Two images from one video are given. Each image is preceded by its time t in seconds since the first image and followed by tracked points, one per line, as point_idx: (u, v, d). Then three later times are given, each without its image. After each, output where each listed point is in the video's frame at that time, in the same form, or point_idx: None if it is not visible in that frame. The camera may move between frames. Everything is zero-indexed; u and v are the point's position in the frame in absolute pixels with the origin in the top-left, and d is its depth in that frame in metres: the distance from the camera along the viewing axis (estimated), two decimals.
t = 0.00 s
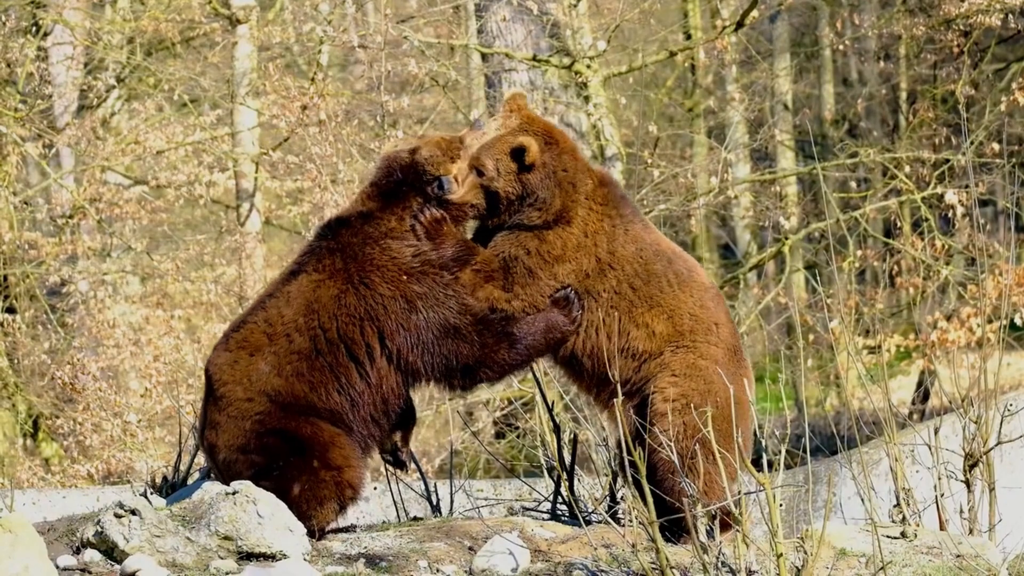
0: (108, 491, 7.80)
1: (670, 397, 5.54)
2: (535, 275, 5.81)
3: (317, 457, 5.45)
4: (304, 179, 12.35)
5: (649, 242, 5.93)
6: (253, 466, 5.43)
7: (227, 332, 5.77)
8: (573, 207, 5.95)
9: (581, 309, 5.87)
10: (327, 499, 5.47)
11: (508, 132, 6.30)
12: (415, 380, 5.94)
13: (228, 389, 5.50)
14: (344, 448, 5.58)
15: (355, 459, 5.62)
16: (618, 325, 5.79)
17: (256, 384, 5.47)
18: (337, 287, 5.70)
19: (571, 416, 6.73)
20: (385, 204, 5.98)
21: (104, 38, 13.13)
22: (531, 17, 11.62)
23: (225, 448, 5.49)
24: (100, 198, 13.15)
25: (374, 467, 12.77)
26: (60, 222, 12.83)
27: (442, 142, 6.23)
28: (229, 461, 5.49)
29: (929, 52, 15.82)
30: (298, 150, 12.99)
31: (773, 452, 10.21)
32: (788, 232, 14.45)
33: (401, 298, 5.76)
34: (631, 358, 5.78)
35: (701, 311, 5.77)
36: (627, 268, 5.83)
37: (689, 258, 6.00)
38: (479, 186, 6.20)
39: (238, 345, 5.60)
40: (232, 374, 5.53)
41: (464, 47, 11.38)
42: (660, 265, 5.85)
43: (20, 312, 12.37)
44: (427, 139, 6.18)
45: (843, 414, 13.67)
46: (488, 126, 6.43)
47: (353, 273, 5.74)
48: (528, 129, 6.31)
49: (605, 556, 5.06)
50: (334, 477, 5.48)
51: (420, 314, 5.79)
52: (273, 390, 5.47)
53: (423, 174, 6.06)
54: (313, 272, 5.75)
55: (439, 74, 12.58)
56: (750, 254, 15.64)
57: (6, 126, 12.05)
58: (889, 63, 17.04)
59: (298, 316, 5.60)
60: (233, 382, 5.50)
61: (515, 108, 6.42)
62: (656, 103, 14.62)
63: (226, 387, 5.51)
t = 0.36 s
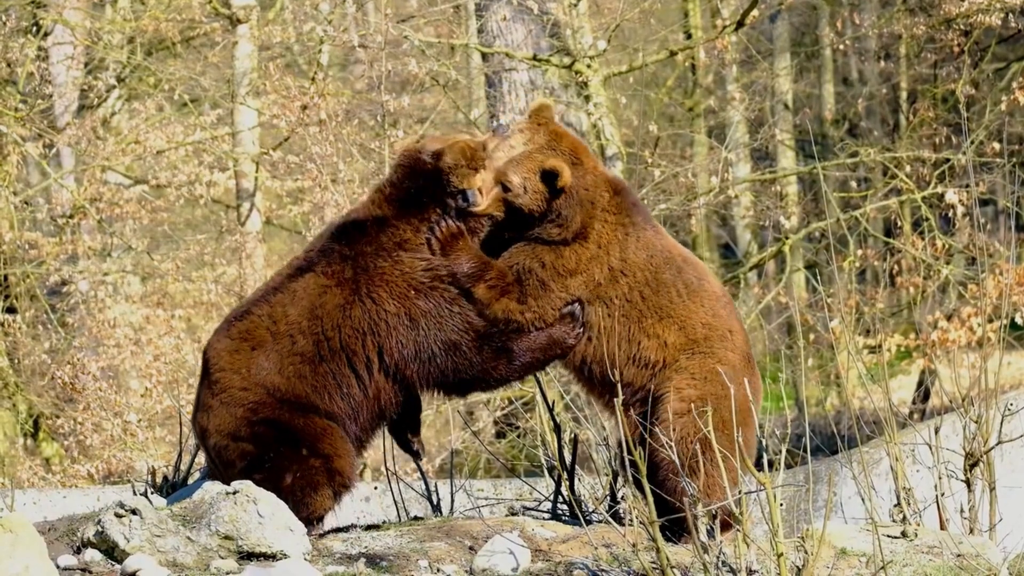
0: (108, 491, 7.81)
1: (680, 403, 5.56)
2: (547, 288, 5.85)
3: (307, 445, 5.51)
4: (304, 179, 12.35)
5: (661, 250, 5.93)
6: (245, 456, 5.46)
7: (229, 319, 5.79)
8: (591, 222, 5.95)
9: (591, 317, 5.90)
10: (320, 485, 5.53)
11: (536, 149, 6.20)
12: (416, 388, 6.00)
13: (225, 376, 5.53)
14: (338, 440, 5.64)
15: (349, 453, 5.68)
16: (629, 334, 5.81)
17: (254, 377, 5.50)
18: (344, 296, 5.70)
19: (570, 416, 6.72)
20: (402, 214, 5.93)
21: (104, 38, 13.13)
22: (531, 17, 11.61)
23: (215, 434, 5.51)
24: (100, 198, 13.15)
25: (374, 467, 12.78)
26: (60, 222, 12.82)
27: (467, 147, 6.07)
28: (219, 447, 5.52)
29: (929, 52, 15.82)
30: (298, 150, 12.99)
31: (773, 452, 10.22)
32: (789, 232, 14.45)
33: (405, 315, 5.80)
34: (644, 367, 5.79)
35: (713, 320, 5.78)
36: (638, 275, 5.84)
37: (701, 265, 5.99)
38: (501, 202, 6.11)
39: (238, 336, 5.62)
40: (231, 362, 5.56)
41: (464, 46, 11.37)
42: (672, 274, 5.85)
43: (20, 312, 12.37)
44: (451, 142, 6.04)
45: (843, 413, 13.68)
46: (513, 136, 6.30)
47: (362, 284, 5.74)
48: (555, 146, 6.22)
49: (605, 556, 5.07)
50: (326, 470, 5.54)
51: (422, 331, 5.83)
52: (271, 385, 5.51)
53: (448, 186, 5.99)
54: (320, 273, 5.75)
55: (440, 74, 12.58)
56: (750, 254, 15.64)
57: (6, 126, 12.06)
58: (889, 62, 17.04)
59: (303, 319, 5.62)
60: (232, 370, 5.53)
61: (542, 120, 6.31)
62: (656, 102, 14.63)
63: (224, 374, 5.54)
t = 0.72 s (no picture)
0: (108, 491, 7.81)
1: (686, 405, 5.56)
2: (551, 299, 5.84)
3: (300, 442, 5.57)
4: (304, 178, 12.35)
5: (671, 253, 5.96)
6: (239, 451, 5.50)
7: (228, 312, 5.84)
8: (603, 232, 5.93)
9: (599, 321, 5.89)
10: (314, 480, 5.62)
11: (553, 167, 6.16)
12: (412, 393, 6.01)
13: (221, 370, 5.59)
14: (332, 435, 5.71)
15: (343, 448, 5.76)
16: (637, 338, 5.80)
17: (251, 373, 5.56)
18: (343, 302, 5.72)
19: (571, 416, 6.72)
20: (410, 223, 5.89)
21: (104, 38, 13.13)
22: (531, 17, 11.60)
23: (209, 427, 5.56)
24: (100, 198, 13.15)
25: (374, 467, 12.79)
26: (60, 222, 12.82)
27: (485, 158, 6.05)
28: (213, 440, 5.57)
29: (929, 52, 15.82)
30: (298, 150, 12.99)
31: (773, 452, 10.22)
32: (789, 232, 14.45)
33: (402, 323, 5.79)
34: (653, 371, 5.78)
35: (722, 322, 5.79)
36: (649, 279, 5.85)
37: (711, 270, 6.02)
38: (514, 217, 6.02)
39: (237, 330, 5.67)
40: (227, 358, 5.61)
41: (465, 46, 11.36)
42: (682, 277, 5.87)
43: (20, 312, 12.38)
44: (467, 149, 6.02)
45: (843, 413, 13.69)
46: (530, 150, 6.26)
47: (362, 291, 5.74)
48: (571, 163, 6.17)
49: (605, 556, 5.07)
50: (320, 468, 5.63)
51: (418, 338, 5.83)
52: (268, 382, 5.55)
53: (464, 202, 5.94)
54: (323, 274, 5.77)
55: (440, 74, 12.57)
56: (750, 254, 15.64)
57: (6, 126, 12.07)
58: (889, 62, 17.04)
59: (302, 320, 5.65)
60: (228, 366, 5.59)
61: (558, 135, 6.23)
62: (656, 102, 14.63)
63: (220, 368, 5.60)
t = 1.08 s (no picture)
0: (108, 491, 7.81)
1: (692, 402, 5.58)
2: (554, 305, 5.90)
3: (293, 438, 5.57)
4: (304, 178, 12.34)
5: (681, 252, 6.03)
6: (233, 444, 5.48)
7: (224, 303, 5.82)
8: (614, 236, 6.00)
9: (605, 320, 5.93)
10: (308, 476, 5.62)
11: (567, 185, 6.24)
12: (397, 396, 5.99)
13: (216, 361, 5.59)
14: (326, 430, 5.70)
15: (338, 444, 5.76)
16: (645, 337, 5.84)
17: (245, 366, 5.54)
18: (337, 298, 5.69)
19: (570, 416, 6.72)
20: (411, 226, 5.89)
21: (104, 38, 13.13)
22: (531, 17, 11.60)
23: (203, 418, 5.55)
24: (100, 197, 13.14)
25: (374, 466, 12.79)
26: (60, 222, 12.82)
27: (500, 172, 6.02)
28: (207, 431, 5.55)
29: (929, 51, 15.83)
30: (298, 150, 12.99)
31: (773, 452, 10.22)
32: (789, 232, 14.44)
33: (393, 325, 5.77)
34: (662, 368, 5.78)
35: (731, 321, 5.83)
36: (661, 277, 5.90)
37: (719, 273, 6.07)
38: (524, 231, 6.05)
39: (232, 322, 5.67)
40: (222, 349, 5.62)
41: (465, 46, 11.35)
42: (693, 277, 5.92)
43: (20, 312, 12.38)
44: (483, 160, 6.00)
45: (843, 414, 13.69)
46: (543, 163, 6.33)
47: (356, 290, 5.72)
48: (584, 182, 6.25)
49: (605, 556, 5.07)
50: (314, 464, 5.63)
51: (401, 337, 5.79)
52: (261, 374, 5.53)
53: (477, 215, 5.95)
54: (319, 269, 5.74)
55: (439, 74, 12.57)
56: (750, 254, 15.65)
57: (6, 125, 12.07)
58: (890, 62, 17.03)
59: (296, 315, 5.63)
60: (222, 357, 5.59)
61: (574, 152, 6.32)
62: (656, 102, 14.63)
63: (215, 359, 5.60)
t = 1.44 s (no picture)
0: (108, 491, 7.81)
1: (701, 401, 5.64)
2: (553, 305, 6.03)
3: (291, 436, 5.51)
4: (304, 178, 12.35)
5: (686, 249, 6.13)
6: (231, 436, 5.44)
7: (221, 294, 5.81)
8: (620, 236, 6.06)
9: (610, 318, 6.02)
10: (307, 474, 5.58)
11: (572, 195, 6.22)
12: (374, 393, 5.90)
13: (214, 350, 5.55)
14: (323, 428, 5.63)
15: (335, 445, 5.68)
16: (652, 335, 5.94)
17: (242, 353, 5.52)
18: (329, 281, 5.70)
19: (570, 415, 6.70)
20: (409, 217, 5.95)
21: (104, 37, 13.12)
22: (531, 17, 11.59)
23: (202, 410, 5.50)
24: (100, 197, 13.14)
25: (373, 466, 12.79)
26: (59, 222, 12.81)
27: (506, 177, 6.07)
28: (205, 423, 5.50)
29: (928, 51, 15.83)
30: (298, 150, 12.99)
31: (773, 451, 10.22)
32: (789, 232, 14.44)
33: (379, 312, 5.72)
34: (671, 365, 5.88)
35: (735, 320, 5.96)
36: (671, 273, 6.01)
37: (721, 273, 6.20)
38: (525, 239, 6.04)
39: (230, 309, 5.65)
40: (219, 337, 5.58)
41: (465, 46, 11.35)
42: (699, 274, 6.04)
43: (19, 312, 12.37)
44: (490, 164, 6.04)
45: (843, 414, 13.70)
46: (548, 171, 6.34)
47: (348, 274, 5.72)
48: (589, 193, 6.22)
49: (604, 555, 5.07)
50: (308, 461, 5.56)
51: (387, 330, 5.72)
52: (258, 362, 5.51)
53: (479, 219, 6.01)
54: (314, 254, 5.77)
55: (439, 74, 12.57)
56: (750, 253, 15.65)
57: (6, 125, 12.08)
58: (890, 62, 17.03)
59: (292, 300, 5.64)
60: (220, 345, 5.56)
61: (581, 161, 6.31)
62: (656, 102, 14.64)
63: (212, 348, 5.56)
